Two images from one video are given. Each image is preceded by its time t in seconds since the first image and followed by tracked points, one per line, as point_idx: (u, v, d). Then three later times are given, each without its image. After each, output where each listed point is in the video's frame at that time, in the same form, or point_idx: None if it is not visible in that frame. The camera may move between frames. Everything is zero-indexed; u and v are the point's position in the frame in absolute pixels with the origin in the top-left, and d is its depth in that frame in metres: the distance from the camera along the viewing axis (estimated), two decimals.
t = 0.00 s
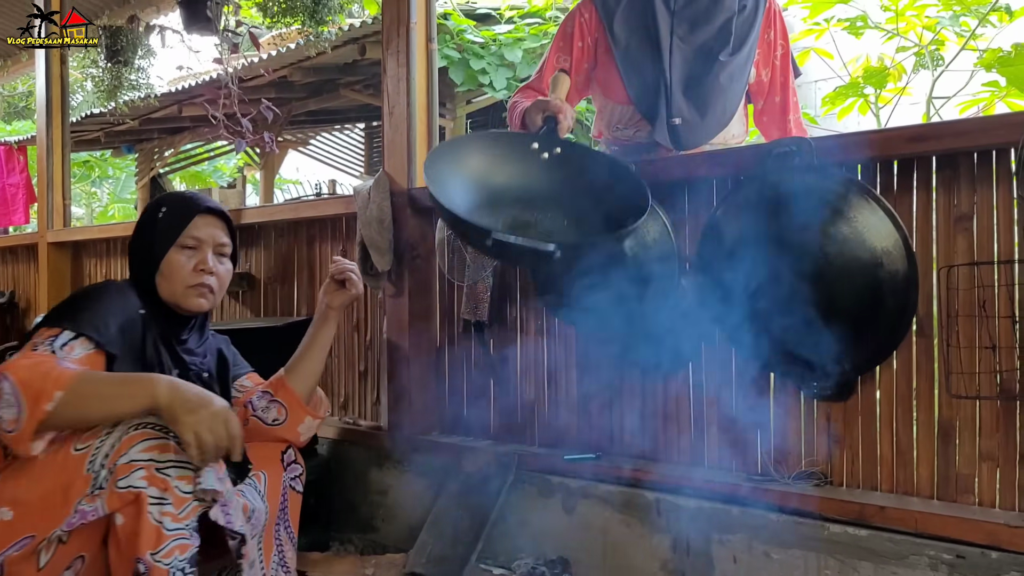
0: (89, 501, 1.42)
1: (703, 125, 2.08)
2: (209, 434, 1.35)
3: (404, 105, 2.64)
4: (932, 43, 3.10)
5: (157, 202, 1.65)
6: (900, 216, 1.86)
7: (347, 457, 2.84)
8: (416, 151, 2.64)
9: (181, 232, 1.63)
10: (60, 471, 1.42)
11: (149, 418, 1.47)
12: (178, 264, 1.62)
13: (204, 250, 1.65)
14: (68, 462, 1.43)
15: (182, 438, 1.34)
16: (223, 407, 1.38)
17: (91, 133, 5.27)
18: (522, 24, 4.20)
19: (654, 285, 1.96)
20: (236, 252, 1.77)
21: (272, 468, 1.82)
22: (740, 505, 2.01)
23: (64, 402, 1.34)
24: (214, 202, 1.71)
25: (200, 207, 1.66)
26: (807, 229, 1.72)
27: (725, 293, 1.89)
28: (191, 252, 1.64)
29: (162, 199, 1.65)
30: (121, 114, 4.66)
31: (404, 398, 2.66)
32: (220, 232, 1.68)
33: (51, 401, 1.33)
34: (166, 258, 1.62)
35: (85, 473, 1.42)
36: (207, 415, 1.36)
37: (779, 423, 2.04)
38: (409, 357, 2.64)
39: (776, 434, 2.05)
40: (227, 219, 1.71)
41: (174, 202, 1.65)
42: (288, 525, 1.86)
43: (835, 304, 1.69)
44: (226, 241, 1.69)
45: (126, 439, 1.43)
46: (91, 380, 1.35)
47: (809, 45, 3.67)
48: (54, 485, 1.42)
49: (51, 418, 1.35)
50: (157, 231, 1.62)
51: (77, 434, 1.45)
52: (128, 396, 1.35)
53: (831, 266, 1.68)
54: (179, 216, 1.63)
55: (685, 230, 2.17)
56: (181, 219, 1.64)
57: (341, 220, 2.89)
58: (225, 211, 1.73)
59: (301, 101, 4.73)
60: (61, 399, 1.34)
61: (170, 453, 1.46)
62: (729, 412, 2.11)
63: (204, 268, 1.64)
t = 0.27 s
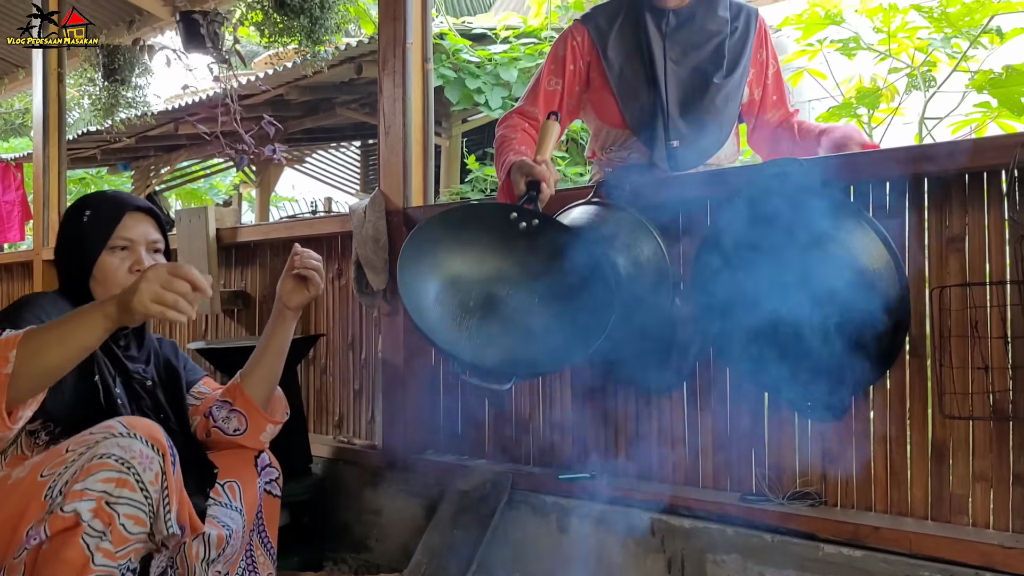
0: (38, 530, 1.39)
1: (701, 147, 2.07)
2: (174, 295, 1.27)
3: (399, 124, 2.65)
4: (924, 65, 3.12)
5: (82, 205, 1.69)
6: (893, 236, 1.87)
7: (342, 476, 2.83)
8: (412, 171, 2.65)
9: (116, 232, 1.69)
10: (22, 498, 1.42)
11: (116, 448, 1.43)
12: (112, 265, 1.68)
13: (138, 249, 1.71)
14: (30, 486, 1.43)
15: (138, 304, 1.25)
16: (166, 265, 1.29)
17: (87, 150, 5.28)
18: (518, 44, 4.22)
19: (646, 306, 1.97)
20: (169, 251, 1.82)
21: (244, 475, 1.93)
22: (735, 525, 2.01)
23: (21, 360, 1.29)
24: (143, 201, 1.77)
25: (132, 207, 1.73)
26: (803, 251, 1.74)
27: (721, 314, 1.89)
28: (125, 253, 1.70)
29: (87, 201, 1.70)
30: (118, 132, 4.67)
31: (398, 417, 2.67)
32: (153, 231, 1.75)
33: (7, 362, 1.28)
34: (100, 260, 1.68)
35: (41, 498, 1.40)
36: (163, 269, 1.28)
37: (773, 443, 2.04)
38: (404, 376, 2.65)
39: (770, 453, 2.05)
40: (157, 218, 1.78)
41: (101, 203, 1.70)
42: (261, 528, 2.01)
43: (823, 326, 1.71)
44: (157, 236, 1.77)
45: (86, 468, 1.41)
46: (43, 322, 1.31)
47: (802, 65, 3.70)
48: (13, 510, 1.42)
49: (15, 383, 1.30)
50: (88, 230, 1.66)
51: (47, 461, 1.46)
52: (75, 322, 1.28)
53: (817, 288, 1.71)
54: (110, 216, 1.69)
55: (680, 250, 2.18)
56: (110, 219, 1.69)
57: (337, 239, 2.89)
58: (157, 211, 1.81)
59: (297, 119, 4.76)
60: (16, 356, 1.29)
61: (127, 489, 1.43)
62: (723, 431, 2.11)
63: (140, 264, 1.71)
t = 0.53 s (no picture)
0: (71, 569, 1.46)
1: (690, 162, 2.12)
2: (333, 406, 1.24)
3: (397, 141, 2.66)
4: (919, 82, 3.13)
5: (37, 209, 1.67)
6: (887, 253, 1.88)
7: (339, 492, 2.83)
8: (409, 187, 2.66)
9: (80, 233, 1.67)
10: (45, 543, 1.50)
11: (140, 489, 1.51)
12: (84, 269, 1.67)
13: (106, 250, 1.70)
14: (55, 530, 1.51)
15: (294, 410, 1.24)
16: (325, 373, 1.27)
17: (84, 164, 5.29)
18: (515, 60, 4.24)
19: (641, 319, 1.98)
20: (134, 243, 1.82)
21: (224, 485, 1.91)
22: (732, 542, 2.00)
23: (153, 407, 1.30)
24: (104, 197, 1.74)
25: (94, 204, 1.71)
26: (794, 265, 1.76)
27: (717, 329, 1.89)
28: (93, 255, 1.69)
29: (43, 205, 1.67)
30: (115, 146, 4.68)
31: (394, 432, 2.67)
32: (116, 226, 1.74)
33: (139, 407, 1.30)
34: (70, 264, 1.67)
35: (68, 542, 1.48)
36: (322, 379, 1.26)
37: (769, 459, 2.05)
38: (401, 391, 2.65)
39: (766, 469, 2.05)
40: (119, 210, 1.76)
41: (59, 205, 1.67)
42: (250, 546, 1.97)
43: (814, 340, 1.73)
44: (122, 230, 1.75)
45: (114, 508, 1.46)
46: (183, 375, 1.31)
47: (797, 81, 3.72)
48: (40, 553, 1.50)
49: (144, 426, 1.31)
50: (50, 235, 1.64)
51: (68, 504, 1.55)
52: (223, 389, 1.28)
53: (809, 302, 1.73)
54: (69, 216, 1.67)
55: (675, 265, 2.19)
56: (68, 220, 1.66)
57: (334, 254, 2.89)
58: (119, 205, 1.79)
59: (295, 134, 4.77)
60: (149, 405, 1.30)
61: (153, 530, 1.47)
62: (719, 447, 2.12)
63: (114, 266, 1.70)
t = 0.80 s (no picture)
0: None
1: (674, 184, 2.13)
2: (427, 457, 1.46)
3: (394, 156, 2.67)
4: (913, 98, 3.15)
5: (51, 225, 1.62)
6: (881, 270, 1.89)
7: (335, 507, 2.84)
8: (407, 202, 2.67)
9: (102, 246, 1.64)
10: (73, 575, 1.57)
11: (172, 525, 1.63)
12: (112, 282, 1.65)
13: (128, 259, 1.68)
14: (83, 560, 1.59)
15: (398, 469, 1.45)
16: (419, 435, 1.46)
17: (82, 178, 5.30)
18: (512, 75, 4.26)
19: (639, 335, 1.97)
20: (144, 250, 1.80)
21: (255, 528, 1.89)
22: (728, 557, 2.01)
23: (251, 472, 1.42)
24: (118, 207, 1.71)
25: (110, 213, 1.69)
26: (788, 280, 1.76)
27: (713, 345, 1.90)
28: (117, 266, 1.67)
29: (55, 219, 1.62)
30: (113, 160, 4.69)
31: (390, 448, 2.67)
32: (130, 233, 1.72)
33: (239, 473, 1.41)
34: (98, 280, 1.63)
35: (97, 570, 1.58)
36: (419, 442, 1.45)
37: (765, 474, 2.05)
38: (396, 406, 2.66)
39: (762, 484, 2.05)
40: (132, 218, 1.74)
41: (73, 217, 1.64)
42: None
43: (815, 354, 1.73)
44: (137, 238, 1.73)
45: (145, 543, 1.59)
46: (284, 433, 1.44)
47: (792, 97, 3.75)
48: None
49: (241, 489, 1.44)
50: (72, 251, 1.61)
51: (96, 535, 1.63)
52: (319, 448, 1.43)
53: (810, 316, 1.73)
54: (87, 228, 1.64)
55: (671, 282, 2.20)
56: (86, 233, 1.63)
57: (331, 269, 2.89)
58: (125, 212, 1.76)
59: (292, 148, 4.79)
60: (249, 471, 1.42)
61: (182, 564, 1.59)
62: (715, 463, 2.12)
63: (137, 275, 1.68)
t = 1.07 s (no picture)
0: None
1: (675, 199, 2.15)
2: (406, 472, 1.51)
3: (391, 171, 2.69)
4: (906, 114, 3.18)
5: (77, 244, 1.65)
6: (873, 285, 1.91)
7: (331, 521, 2.84)
8: (403, 218, 2.69)
9: (128, 264, 1.68)
10: None
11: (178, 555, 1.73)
12: (139, 299, 1.69)
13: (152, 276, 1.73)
14: None
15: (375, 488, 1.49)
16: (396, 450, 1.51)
17: (78, 192, 5.31)
18: (507, 91, 4.28)
19: (635, 351, 1.97)
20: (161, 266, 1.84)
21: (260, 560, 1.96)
22: (723, 573, 2.01)
23: (235, 521, 1.44)
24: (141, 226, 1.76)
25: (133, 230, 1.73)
26: (783, 297, 1.77)
27: (707, 361, 1.92)
28: (142, 283, 1.71)
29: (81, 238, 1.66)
30: (110, 174, 4.70)
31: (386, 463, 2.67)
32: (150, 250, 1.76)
33: (224, 522, 1.43)
34: (124, 298, 1.68)
35: None
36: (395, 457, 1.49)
37: (759, 490, 2.06)
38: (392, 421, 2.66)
39: (757, 500, 2.06)
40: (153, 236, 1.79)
41: (98, 235, 1.67)
42: None
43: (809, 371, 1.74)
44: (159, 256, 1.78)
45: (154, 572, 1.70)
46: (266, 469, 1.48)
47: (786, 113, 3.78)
48: None
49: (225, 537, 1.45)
50: (100, 268, 1.64)
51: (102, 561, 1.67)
52: (299, 480, 1.46)
53: (805, 332, 1.73)
54: (113, 246, 1.68)
55: (666, 297, 2.21)
56: (112, 251, 1.67)
57: (328, 284, 2.90)
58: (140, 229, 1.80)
59: (289, 162, 4.81)
60: (233, 517, 1.44)
61: None
62: (710, 478, 2.13)
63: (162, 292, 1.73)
